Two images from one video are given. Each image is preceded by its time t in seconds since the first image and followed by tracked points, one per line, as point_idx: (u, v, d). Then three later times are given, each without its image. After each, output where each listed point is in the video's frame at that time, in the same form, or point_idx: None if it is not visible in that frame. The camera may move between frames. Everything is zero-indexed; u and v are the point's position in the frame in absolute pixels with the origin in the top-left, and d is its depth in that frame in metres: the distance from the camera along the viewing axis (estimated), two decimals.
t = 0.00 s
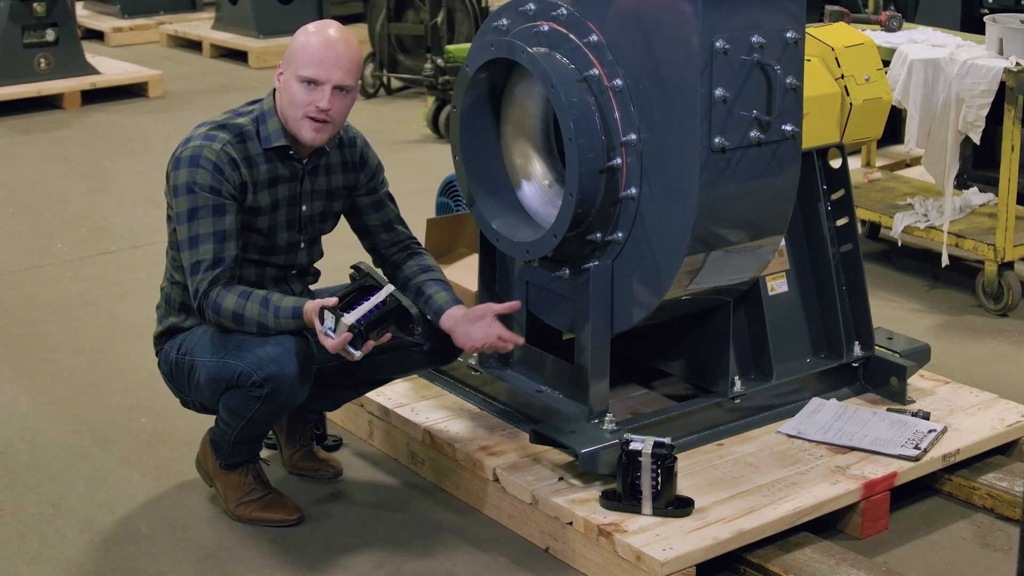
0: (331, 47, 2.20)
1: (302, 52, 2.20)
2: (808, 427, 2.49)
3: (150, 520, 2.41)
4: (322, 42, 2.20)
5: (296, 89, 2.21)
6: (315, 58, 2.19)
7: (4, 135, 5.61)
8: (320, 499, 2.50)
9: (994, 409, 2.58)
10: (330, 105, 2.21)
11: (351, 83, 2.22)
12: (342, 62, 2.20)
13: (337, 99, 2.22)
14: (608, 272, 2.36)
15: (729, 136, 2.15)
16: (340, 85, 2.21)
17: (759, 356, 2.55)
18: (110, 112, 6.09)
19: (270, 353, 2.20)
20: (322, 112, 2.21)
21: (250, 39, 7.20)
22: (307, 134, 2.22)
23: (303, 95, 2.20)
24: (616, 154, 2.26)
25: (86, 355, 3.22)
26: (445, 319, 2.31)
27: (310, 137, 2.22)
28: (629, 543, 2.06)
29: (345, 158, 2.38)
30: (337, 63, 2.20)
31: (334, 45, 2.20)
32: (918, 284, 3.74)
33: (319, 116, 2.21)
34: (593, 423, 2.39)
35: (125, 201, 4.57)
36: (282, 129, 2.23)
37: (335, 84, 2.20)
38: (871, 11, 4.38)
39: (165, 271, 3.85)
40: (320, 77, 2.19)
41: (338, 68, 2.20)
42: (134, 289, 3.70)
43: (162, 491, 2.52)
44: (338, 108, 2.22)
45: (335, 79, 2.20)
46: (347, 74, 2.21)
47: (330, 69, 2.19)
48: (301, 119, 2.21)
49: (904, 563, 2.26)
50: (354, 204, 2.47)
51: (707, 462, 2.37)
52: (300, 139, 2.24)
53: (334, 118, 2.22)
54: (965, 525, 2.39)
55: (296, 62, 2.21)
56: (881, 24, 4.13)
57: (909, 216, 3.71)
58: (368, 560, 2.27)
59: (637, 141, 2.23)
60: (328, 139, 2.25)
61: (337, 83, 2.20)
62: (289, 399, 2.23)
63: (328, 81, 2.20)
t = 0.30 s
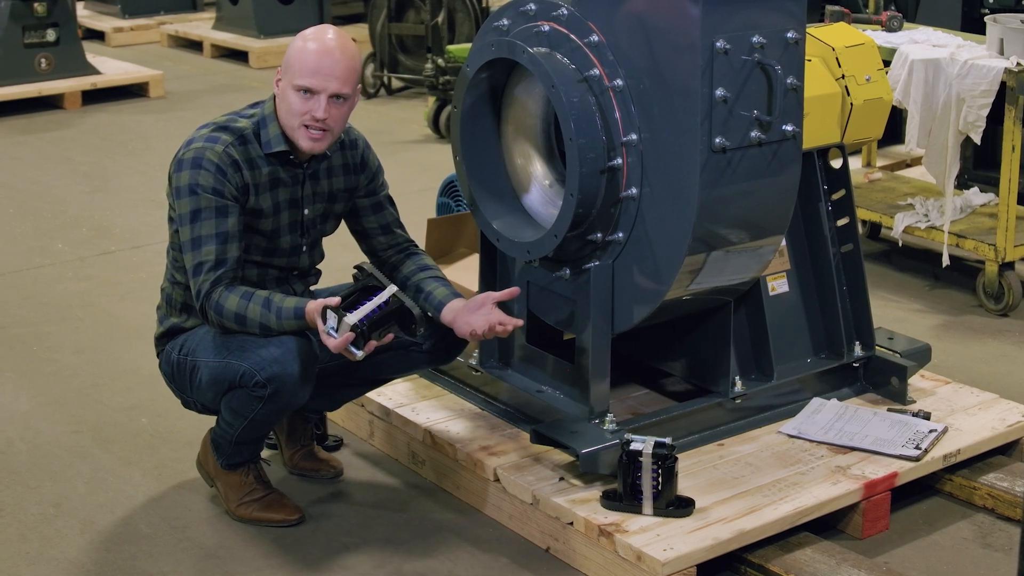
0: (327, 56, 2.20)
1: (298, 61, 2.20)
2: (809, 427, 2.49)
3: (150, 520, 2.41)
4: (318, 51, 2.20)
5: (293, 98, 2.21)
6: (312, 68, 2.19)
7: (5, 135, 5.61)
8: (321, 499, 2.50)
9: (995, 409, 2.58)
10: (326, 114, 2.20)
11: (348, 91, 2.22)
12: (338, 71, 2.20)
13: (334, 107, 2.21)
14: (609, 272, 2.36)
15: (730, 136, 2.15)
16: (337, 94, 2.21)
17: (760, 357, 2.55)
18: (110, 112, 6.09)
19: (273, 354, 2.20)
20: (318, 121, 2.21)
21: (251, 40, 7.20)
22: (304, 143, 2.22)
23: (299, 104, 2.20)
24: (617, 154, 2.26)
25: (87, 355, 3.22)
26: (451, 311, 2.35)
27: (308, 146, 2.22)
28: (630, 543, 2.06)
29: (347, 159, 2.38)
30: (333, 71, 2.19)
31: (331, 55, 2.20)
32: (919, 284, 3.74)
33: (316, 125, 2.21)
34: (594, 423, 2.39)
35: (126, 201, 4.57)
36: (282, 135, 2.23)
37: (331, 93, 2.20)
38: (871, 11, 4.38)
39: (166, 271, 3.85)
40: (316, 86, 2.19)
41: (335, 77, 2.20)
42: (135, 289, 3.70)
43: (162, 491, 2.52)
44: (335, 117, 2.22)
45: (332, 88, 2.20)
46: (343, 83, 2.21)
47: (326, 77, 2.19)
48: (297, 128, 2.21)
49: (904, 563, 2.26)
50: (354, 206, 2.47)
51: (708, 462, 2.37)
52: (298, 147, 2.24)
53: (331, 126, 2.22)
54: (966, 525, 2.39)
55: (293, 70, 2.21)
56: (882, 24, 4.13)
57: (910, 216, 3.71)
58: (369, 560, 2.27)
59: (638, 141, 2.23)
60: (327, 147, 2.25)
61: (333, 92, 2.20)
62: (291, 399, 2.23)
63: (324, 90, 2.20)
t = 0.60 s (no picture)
0: (328, 51, 2.20)
1: (299, 56, 2.20)
2: (809, 427, 2.49)
3: (151, 519, 2.41)
4: (318, 46, 2.20)
5: (293, 93, 2.21)
6: (312, 62, 2.20)
7: (6, 135, 5.61)
8: (321, 499, 2.50)
9: (996, 409, 2.58)
10: (326, 108, 2.21)
11: (348, 86, 2.23)
12: (338, 67, 2.21)
13: (334, 102, 2.22)
14: (610, 271, 2.36)
15: (730, 136, 2.15)
16: (336, 88, 2.21)
17: (761, 357, 2.55)
18: (111, 112, 6.09)
19: (273, 354, 2.20)
20: (318, 116, 2.21)
21: (252, 40, 7.21)
22: (304, 138, 2.21)
23: (300, 99, 2.21)
24: (618, 154, 2.26)
25: (88, 355, 3.22)
26: (451, 312, 2.34)
27: (307, 142, 2.22)
28: (631, 543, 2.06)
29: (350, 159, 2.37)
30: (334, 66, 2.20)
31: (332, 49, 2.20)
32: (920, 284, 3.74)
33: (316, 121, 2.21)
34: (595, 423, 2.39)
35: (126, 201, 4.57)
36: (283, 134, 2.23)
37: (331, 88, 2.20)
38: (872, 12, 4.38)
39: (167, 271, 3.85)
40: (317, 80, 2.20)
41: (335, 72, 2.20)
42: (136, 289, 3.70)
43: (162, 491, 2.53)
44: (334, 112, 2.22)
45: (332, 83, 2.20)
46: (344, 77, 2.21)
47: (326, 72, 2.20)
48: (297, 124, 2.21)
49: (905, 563, 2.26)
50: (359, 207, 2.47)
51: (709, 462, 2.37)
52: (298, 143, 2.24)
53: (331, 122, 2.22)
54: (967, 525, 2.39)
55: (293, 66, 2.21)
56: (882, 24, 4.13)
57: (911, 216, 3.70)
58: (370, 560, 2.27)
59: (639, 141, 2.23)
60: (326, 144, 2.25)
61: (333, 86, 2.21)
62: (292, 398, 2.23)
63: (324, 85, 2.20)
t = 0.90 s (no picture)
0: (330, 43, 2.22)
1: (302, 48, 2.22)
2: (809, 427, 2.49)
3: (151, 519, 2.41)
4: (322, 37, 2.22)
5: (295, 85, 2.22)
6: (314, 53, 2.21)
7: (7, 135, 5.62)
8: (322, 499, 2.50)
9: (996, 409, 2.58)
10: (326, 99, 2.21)
11: (349, 79, 2.23)
12: (341, 59, 2.22)
13: (335, 94, 2.22)
14: (610, 271, 2.36)
15: (731, 136, 2.15)
16: (338, 80, 2.22)
17: (761, 357, 2.55)
18: (112, 112, 6.09)
19: (273, 354, 2.20)
20: (318, 107, 2.21)
21: (252, 40, 7.21)
22: (303, 129, 2.21)
23: (301, 90, 2.21)
24: (619, 154, 2.26)
25: (89, 355, 3.22)
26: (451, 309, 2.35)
27: (306, 133, 2.21)
28: (631, 543, 2.06)
29: (351, 158, 2.37)
30: (337, 57, 2.21)
31: (334, 41, 2.22)
32: (920, 284, 3.74)
33: (316, 111, 2.21)
34: (595, 423, 2.39)
35: (127, 201, 4.57)
36: (284, 129, 2.23)
37: (333, 79, 2.21)
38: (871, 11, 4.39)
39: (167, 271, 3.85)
40: (320, 71, 2.21)
41: (337, 63, 2.21)
42: (136, 289, 3.70)
43: (163, 491, 2.53)
44: (335, 104, 2.22)
45: (334, 74, 2.21)
46: (346, 69, 2.22)
47: (329, 63, 2.21)
48: (297, 115, 2.21)
49: (905, 563, 2.26)
50: (361, 207, 2.47)
51: (710, 462, 2.37)
52: (297, 136, 2.23)
53: (331, 114, 2.22)
54: (967, 525, 2.39)
55: (296, 57, 2.23)
56: (883, 24, 4.13)
57: (911, 216, 3.70)
58: (371, 560, 2.27)
59: (639, 141, 2.23)
60: (325, 137, 2.25)
61: (335, 78, 2.21)
62: (291, 399, 2.23)
63: (326, 76, 2.21)
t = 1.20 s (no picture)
0: (337, 43, 2.21)
1: (310, 47, 2.21)
2: (810, 427, 2.49)
3: (152, 520, 2.41)
4: (329, 37, 2.22)
5: (303, 84, 2.22)
6: (322, 53, 2.21)
7: (8, 135, 5.62)
8: (322, 500, 2.50)
9: (996, 409, 2.58)
10: (335, 99, 2.21)
11: (357, 78, 2.23)
12: (350, 58, 2.22)
13: (343, 94, 2.22)
14: (610, 272, 2.35)
15: (731, 136, 2.15)
16: (346, 79, 2.22)
17: (762, 356, 2.55)
18: (112, 112, 6.09)
19: (274, 356, 2.20)
20: (327, 106, 2.21)
21: (253, 40, 7.21)
22: (311, 129, 2.21)
23: (309, 89, 2.21)
24: (619, 154, 2.26)
25: (90, 355, 3.22)
26: (446, 312, 2.36)
27: (314, 132, 2.21)
28: (632, 543, 2.06)
29: (354, 158, 2.37)
30: (344, 56, 2.21)
31: (341, 41, 2.22)
32: (921, 284, 3.74)
33: (324, 111, 2.21)
34: (596, 423, 2.39)
35: (128, 202, 4.58)
36: (290, 129, 2.23)
37: (341, 79, 2.21)
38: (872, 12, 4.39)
39: (168, 271, 3.85)
40: (328, 71, 2.21)
41: (345, 63, 2.21)
42: (137, 290, 3.70)
43: (163, 491, 2.53)
44: (343, 103, 2.22)
45: (342, 74, 2.21)
46: (354, 69, 2.22)
47: (337, 63, 2.21)
48: (305, 114, 2.20)
49: (906, 563, 2.26)
50: (363, 208, 2.47)
51: (711, 462, 2.37)
52: (304, 136, 2.23)
53: (339, 113, 2.22)
54: (968, 525, 2.39)
55: (304, 57, 2.22)
56: (883, 24, 4.14)
57: (912, 216, 3.70)
58: (372, 560, 2.27)
59: (640, 140, 2.23)
60: (332, 136, 2.25)
61: (343, 77, 2.21)
62: (293, 401, 2.22)
63: (334, 75, 2.21)
